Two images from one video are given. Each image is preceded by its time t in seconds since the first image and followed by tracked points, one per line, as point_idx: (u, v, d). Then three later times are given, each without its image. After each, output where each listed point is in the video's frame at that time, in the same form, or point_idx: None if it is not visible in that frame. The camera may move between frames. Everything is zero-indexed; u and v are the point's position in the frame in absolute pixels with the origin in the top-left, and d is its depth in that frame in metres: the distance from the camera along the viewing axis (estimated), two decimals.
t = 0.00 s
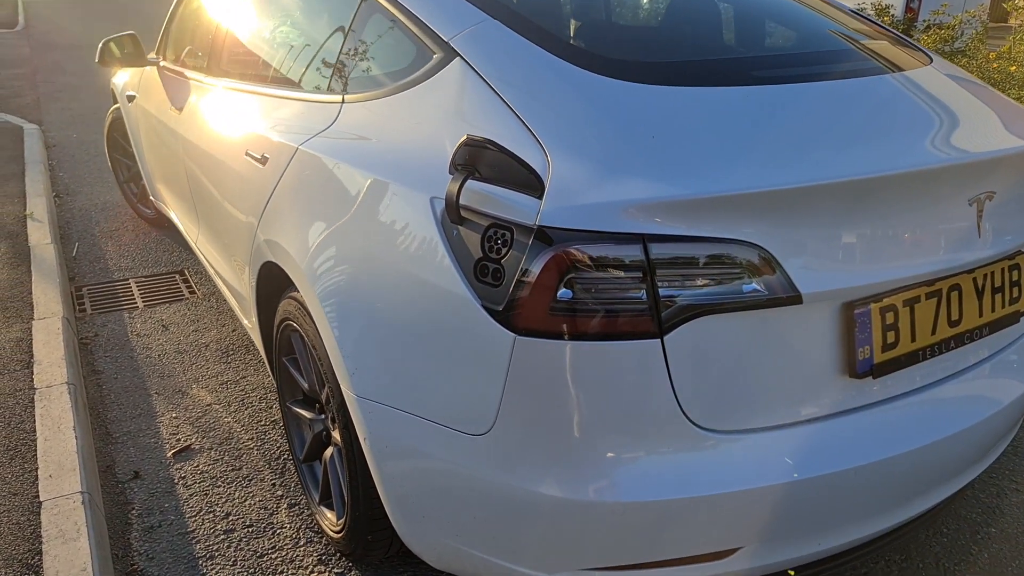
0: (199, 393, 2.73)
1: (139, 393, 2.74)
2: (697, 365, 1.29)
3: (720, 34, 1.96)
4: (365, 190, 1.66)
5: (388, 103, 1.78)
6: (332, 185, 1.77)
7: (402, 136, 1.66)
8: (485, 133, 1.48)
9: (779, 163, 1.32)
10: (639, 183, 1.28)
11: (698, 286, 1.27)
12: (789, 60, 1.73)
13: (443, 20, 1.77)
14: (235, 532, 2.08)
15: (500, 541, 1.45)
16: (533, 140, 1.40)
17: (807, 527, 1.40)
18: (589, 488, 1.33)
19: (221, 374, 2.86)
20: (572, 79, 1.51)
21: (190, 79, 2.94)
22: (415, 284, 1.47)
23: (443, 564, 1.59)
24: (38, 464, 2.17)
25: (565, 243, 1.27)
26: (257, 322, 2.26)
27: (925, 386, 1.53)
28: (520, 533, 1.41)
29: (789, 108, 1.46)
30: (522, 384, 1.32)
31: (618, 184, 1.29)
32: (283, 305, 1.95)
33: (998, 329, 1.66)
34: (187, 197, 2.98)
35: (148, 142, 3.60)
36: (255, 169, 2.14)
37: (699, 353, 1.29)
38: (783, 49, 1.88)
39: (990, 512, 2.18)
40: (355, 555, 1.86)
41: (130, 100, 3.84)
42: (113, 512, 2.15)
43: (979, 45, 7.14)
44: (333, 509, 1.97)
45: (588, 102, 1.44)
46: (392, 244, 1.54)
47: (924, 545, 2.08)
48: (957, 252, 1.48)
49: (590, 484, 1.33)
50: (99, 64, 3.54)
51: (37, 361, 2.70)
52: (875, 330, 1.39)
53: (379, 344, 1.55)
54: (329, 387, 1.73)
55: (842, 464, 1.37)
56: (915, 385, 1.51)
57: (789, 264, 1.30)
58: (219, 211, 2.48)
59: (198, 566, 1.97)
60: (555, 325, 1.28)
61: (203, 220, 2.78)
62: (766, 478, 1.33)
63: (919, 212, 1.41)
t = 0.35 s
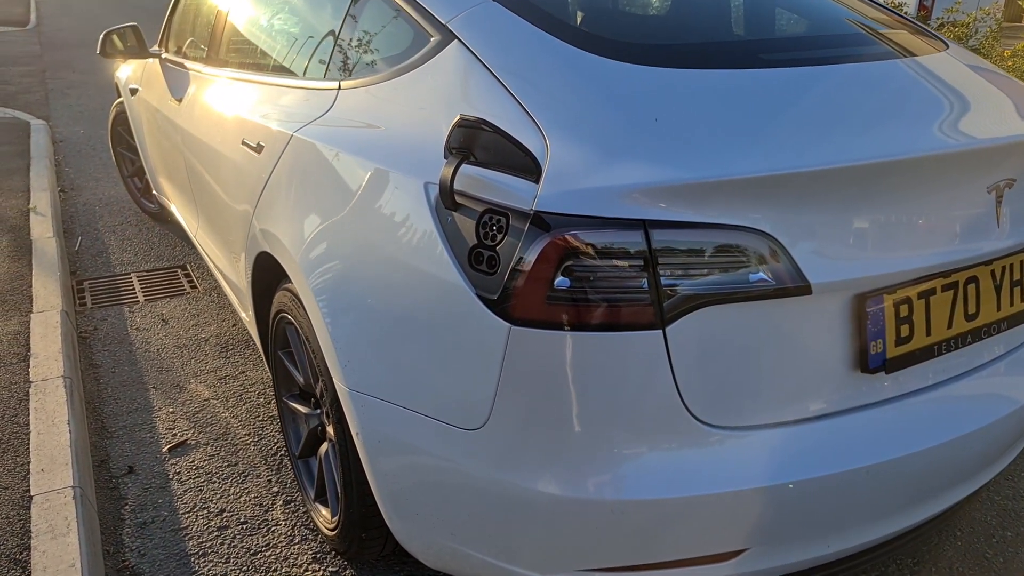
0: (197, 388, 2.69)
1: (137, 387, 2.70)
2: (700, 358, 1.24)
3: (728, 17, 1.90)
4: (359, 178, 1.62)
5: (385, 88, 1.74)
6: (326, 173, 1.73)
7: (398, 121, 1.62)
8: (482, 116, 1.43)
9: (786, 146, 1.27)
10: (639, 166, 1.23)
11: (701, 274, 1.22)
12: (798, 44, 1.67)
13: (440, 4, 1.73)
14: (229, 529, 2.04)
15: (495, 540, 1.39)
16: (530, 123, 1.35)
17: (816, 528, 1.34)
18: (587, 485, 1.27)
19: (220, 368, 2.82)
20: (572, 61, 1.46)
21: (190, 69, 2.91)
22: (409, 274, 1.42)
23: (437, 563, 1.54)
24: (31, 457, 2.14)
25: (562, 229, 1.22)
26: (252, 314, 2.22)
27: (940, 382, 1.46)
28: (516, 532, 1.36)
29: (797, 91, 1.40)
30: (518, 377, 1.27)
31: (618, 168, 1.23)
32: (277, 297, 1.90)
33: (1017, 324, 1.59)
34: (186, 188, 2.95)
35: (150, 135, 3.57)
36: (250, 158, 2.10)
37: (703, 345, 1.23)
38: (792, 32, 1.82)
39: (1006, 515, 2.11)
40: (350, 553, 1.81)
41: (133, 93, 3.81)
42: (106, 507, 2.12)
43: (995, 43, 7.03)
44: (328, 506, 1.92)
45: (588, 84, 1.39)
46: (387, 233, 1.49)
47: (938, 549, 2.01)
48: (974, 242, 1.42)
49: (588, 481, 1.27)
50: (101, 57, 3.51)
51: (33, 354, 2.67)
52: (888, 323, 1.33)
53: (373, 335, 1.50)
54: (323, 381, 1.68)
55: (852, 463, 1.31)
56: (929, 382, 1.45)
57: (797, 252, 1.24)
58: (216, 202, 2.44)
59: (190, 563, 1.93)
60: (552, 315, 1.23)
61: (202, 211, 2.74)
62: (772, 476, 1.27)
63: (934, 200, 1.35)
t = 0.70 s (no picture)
0: (202, 383, 2.68)
1: (143, 382, 2.69)
2: (706, 353, 1.21)
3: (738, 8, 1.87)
4: (362, 170, 1.60)
5: (389, 80, 1.72)
6: (329, 165, 1.71)
7: (401, 112, 1.60)
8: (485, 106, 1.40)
9: (795, 136, 1.24)
10: (644, 156, 1.21)
11: (707, 266, 1.19)
12: (808, 33, 1.63)
13: None
14: (232, 524, 2.02)
15: (496, 538, 1.37)
16: (534, 114, 1.32)
17: (823, 529, 1.30)
18: (589, 482, 1.25)
19: (226, 364, 2.81)
20: (578, 51, 1.43)
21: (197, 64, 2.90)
22: (411, 267, 1.40)
23: (437, 561, 1.52)
24: (35, 451, 2.13)
25: (565, 220, 1.20)
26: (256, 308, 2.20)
27: (953, 381, 1.43)
28: (517, 530, 1.33)
29: (808, 80, 1.37)
30: (519, 371, 1.24)
31: (623, 158, 1.21)
32: (280, 291, 1.89)
33: None
34: (193, 183, 2.94)
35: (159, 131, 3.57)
36: (254, 151, 2.09)
37: (708, 340, 1.21)
38: (805, 22, 1.79)
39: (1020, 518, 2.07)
40: (351, 550, 1.79)
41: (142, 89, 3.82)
42: (109, 502, 2.11)
43: (1011, 42, 6.94)
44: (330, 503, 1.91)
45: (593, 73, 1.37)
46: (389, 225, 1.47)
47: (949, 552, 1.97)
48: (990, 237, 1.38)
49: (590, 478, 1.25)
50: (110, 52, 3.51)
51: (40, 348, 2.67)
52: (900, 319, 1.30)
53: (374, 329, 1.48)
54: (325, 376, 1.67)
55: (863, 462, 1.28)
56: (942, 380, 1.41)
57: (806, 245, 1.21)
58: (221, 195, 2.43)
59: (192, 558, 1.92)
60: (554, 307, 1.20)
61: (208, 206, 2.74)
62: (779, 475, 1.24)
63: (948, 193, 1.32)
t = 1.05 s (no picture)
0: (211, 381, 2.68)
1: (152, 379, 2.70)
2: (714, 358, 1.18)
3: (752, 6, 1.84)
4: (368, 169, 1.59)
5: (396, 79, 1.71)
6: (335, 165, 1.71)
7: (408, 112, 1.59)
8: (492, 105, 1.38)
9: (807, 136, 1.21)
10: (652, 157, 1.18)
11: (715, 269, 1.16)
12: (823, 32, 1.60)
13: None
14: (237, 524, 2.01)
15: (498, 544, 1.35)
16: (540, 113, 1.30)
17: (834, 541, 1.27)
18: (593, 489, 1.22)
19: (235, 362, 2.81)
20: (586, 49, 1.41)
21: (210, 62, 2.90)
22: (415, 268, 1.39)
23: (440, 565, 1.49)
24: (43, 447, 2.13)
25: (570, 221, 1.18)
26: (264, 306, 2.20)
27: (971, 390, 1.39)
28: (519, 536, 1.31)
29: (823, 80, 1.34)
30: (522, 375, 1.22)
31: (630, 158, 1.18)
32: (287, 291, 1.88)
33: None
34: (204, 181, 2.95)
35: (172, 129, 3.58)
36: (262, 150, 2.09)
37: (717, 345, 1.18)
38: (820, 20, 1.75)
39: None
40: (354, 552, 1.78)
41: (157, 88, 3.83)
42: (116, 499, 2.11)
43: None
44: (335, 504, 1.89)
45: (601, 72, 1.34)
46: (394, 226, 1.46)
47: (964, 564, 1.93)
48: (1009, 242, 1.34)
49: (594, 485, 1.22)
50: (124, 50, 3.51)
51: (51, 345, 2.68)
52: (916, 325, 1.26)
53: (378, 330, 1.47)
54: (330, 376, 1.65)
55: (876, 472, 1.24)
56: (959, 389, 1.37)
57: (818, 248, 1.18)
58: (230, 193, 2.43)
59: (196, 558, 1.91)
60: (558, 310, 1.18)
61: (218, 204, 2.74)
62: (788, 485, 1.21)
63: (965, 197, 1.28)
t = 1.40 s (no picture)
0: (222, 381, 2.68)
1: (164, 378, 2.70)
2: (725, 366, 1.15)
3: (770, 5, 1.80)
4: (376, 170, 1.57)
5: (407, 79, 1.69)
6: (343, 165, 1.69)
7: (416, 112, 1.57)
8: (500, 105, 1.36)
9: (824, 137, 1.17)
10: (662, 158, 1.15)
11: (727, 274, 1.13)
12: (841, 30, 1.56)
13: None
14: (244, 525, 2.00)
15: (503, 553, 1.32)
16: (549, 113, 1.28)
17: (849, 556, 1.23)
18: (599, 499, 1.19)
19: (246, 362, 2.80)
20: (597, 48, 1.38)
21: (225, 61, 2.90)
22: (422, 271, 1.37)
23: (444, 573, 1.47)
24: (53, 445, 2.14)
25: (577, 224, 1.15)
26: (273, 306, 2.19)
27: (993, 401, 1.34)
28: (524, 546, 1.28)
29: (841, 79, 1.30)
30: (527, 381, 1.19)
31: (639, 160, 1.15)
32: (295, 292, 1.87)
33: None
34: (218, 180, 2.95)
35: (188, 128, 3.60)
36: (273, 150, 2.08)
37: (729, 353, 1.14)
38: (840, 19, 1.71)
39: None
40: (360, 557, 1.76)
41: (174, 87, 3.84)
42: (125, 498, 2.11)
43: None
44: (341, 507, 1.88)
45: (612, 71, 1.31)
46: (401, 228, 1.44)
47: None
48: None
49: (600, 495, 1.19)
50: (141, 49, 3.51)
51: (65, 343, 2.69)
52: (936, 334, 1.22)
53: (384, 333, 1.45)
54: (336, 379, 1.64)
55: (893, 486, 1.20)
56: (980, 400, 1.33)
57: (834, 254, 1.14)
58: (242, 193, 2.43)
59: (203, 559, 1.90)
60: (565, 315, 1.15)
61: (230, 203, 2.74)
62: (802, 498, 1.17)
63: (989, 202, 1.24)
